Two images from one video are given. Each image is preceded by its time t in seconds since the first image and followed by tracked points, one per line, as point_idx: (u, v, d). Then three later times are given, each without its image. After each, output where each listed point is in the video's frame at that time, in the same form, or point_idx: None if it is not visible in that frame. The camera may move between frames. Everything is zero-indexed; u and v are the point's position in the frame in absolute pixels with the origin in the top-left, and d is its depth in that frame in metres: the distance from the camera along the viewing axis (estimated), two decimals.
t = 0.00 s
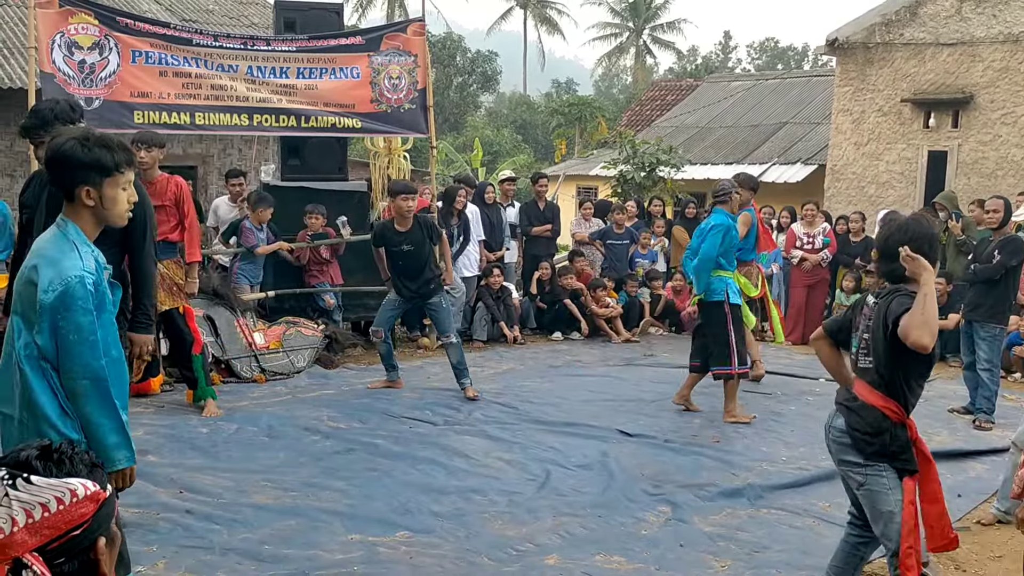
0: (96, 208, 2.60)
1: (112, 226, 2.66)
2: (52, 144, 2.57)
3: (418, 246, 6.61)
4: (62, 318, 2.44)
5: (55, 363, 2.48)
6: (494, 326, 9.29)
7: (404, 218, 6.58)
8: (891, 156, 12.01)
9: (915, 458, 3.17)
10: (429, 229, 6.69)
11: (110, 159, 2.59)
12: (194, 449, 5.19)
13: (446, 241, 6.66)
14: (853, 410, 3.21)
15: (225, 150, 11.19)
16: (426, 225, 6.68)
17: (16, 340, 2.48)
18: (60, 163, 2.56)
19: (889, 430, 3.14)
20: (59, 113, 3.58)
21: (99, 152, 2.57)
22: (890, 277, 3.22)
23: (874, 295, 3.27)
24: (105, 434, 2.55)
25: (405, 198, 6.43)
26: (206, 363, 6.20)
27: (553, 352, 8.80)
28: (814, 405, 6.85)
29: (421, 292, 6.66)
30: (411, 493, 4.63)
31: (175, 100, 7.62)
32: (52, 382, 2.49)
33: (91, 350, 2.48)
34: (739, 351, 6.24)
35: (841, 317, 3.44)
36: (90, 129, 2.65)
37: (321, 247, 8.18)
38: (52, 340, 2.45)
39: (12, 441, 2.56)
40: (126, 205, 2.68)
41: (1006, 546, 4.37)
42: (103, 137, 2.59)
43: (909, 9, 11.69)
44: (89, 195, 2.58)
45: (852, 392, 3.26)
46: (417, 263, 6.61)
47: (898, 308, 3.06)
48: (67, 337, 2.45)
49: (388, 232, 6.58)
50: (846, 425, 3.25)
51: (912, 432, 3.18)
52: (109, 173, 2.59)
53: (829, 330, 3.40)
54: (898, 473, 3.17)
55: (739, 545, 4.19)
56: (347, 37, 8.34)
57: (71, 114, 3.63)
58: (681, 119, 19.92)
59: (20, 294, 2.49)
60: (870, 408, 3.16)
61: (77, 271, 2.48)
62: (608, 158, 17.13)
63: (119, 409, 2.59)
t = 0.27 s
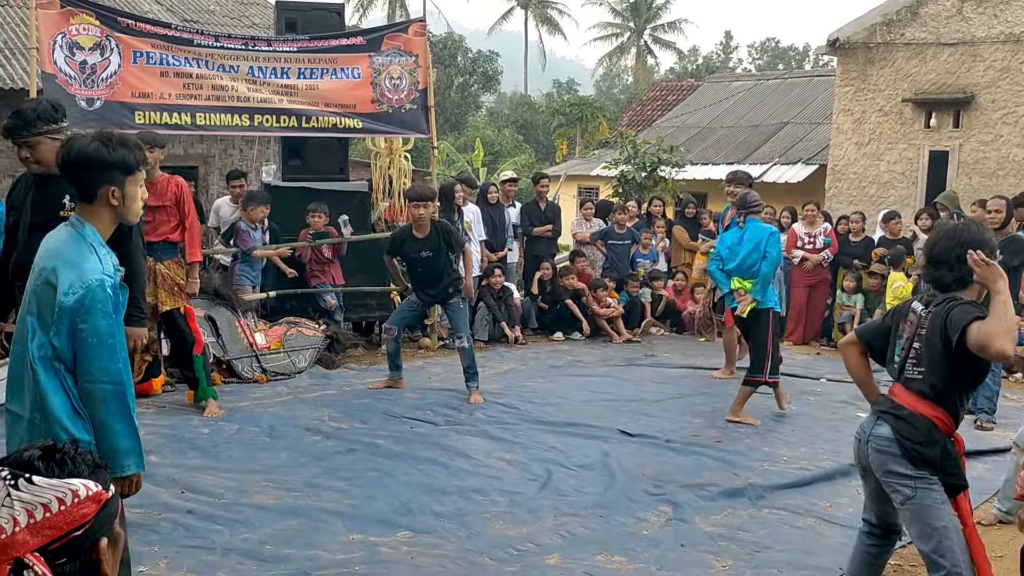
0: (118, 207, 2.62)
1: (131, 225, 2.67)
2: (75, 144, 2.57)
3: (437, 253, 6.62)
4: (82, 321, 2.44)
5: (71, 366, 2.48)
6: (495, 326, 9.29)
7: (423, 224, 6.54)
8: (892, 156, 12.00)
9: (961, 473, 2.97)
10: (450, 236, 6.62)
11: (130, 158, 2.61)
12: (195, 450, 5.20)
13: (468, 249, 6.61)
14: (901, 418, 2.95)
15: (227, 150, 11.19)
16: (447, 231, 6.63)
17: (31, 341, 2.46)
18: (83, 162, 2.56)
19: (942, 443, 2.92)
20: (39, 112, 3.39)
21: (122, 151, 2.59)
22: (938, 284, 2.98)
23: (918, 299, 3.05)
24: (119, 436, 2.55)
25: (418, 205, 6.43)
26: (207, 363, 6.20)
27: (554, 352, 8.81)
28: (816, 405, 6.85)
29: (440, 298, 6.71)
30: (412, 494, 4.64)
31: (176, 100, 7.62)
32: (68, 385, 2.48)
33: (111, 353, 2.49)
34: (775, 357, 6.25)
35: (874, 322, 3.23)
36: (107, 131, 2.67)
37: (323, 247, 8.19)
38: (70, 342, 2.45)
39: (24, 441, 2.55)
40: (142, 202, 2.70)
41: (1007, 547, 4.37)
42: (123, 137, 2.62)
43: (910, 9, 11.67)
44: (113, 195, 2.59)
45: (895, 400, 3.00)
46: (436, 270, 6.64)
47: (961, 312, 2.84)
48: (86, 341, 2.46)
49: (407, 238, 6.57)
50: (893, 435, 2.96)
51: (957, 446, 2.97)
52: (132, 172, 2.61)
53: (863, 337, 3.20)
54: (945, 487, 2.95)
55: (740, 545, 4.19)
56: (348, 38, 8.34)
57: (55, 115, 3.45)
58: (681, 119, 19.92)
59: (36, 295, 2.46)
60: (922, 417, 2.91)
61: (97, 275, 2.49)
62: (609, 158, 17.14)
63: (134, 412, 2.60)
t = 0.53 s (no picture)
0: (120, 208, 2.61)
1: (138, 226, 2.66)
2: (80, 145, 2.58)
3: (444, 255, 6.64)
4: (97, 318, 2.46)
5: (82, 364, 2.49)
6: (496, 326, 9.30)
7: (431, 225, 6.54)
8: (893, 156, 12.00)
9: (978, 475, 2.96)
10: (458, 239, 6.58)
11: (136, 159, 2.59)
12: (197, 450, 5.20)
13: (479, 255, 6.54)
14: (918, 420, 2.94)
15: (228, 150, 11.20)
16: (454, 234, 6.58)
17: (41, 340, 2.47)
18: (87, 162, 2.57)
19: (957, 445, 2.90)
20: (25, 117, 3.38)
21: (124, 152, 2.57)
22: (958, 284, 2.97)
23: (932, 299, 3.06)
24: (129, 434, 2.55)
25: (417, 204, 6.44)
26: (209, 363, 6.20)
27: (555, 352, 8.81)
28: (817, 405, 6.85)
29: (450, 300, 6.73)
30: (413, 494, 4.64)
31: (177, 101, 7.62)
32: (81, 382, 2.49)
33: (126, 350, 2.50)
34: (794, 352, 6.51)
35: (883, 322, 3.24)
36: (115, 132, 2.66)
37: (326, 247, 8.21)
38: (84, 338, 2.46)
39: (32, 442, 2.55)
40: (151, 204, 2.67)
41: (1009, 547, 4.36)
42: (127, 137, 2.60)
43: (911, 9, 11.67)
44: (114, 195, 2.59)
45: (909, 401, 3.00)
46: (445, 272, 6.68)
47: (980, 314, 2.84)
48: (100, 338, 2.47)
49: (416, 241, 6.62)
50: (907, 436, 2.96)
51: (973, 448, 2.97)
52: (133, 173, 2.59)
53: (873, 337, 3.21)
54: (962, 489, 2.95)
55: (741, 545, 4.19)
56: (349, 39, 8.34)
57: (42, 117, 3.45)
58: (682, 119, 19.91)
59: (49, 293, 2.47)
60: (940, 418, 2.91)
61: (110, 273, 2.50)
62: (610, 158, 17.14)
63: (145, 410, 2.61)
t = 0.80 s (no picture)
0: (120, 209, 2.61)
1: (140, 227, 2.66)
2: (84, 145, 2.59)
3: (427, 249, 6.63)
4: (96, 318, 2.45)
5: (83, 364, 2.48)
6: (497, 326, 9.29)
7: (416, 218, 6.60)
8: (894, 156, 11.99)
9: (975, 476, 2.95)
10: (437, 232, 6.57)
11: (138, 160, 2.58)
12: (198, 450, 5.20)
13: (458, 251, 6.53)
14: (916, 419, 2.94)
15: (229, 151, 11.22)
16: (435, 229, 6.58)
17: (41, 340, 2.47)
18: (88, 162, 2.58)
19: (955, 445, 2.90)
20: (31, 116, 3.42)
21: (126, 153, 2.57)
22: (960, 284, 2.97)
23: (933, 298, 3.06)
24: (130, 435, 2.54)
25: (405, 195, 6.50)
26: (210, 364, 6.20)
27: (556, 352, 8.81)
28: (818, 405, 6.84)
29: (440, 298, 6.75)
30: (415, 494, 4.64)
31: (179, 101, 7.62)
32: (81, 382, 2.49)
33: (126, 350, 2.49)
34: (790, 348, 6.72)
35: (883, 319, 3.24)
36: (121, 133, 2.67)
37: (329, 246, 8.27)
38: (84, 338, 2.46)
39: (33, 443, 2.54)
40: (153, 206, 2.67)
41: (1011, 547, 4.36)
42: (130, 138, 2.60)
43: (912, 10, 11.66)
44: (114, 196, 2.59)
45: (908, 400, 3.00)
46: (431, 268, 6.67)
47: (980, 313, 2.84)
48: (99, 338, 2.46)
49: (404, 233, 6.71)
50: (905, 434, 2.96)
51: (972, 448, 2.96)
52: (135, 174, 2.59)
53: (874, 334, 3.21)
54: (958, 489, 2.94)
55: (743, 546, 4.19)
56: (350, 39, 8.34)
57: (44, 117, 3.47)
58: (684, 119, 19.91)
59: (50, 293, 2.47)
60: (938, 418, 2.90)
61: (110, 273, 2.49)
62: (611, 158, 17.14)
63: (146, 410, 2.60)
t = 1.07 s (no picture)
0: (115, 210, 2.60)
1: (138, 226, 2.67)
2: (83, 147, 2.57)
3: (406, 243, 6.65)
4: (84, 318, 2.45)
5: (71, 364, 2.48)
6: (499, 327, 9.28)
7: (397, 212, 6.64)
8: (896, 156, 11.98)
9: (974, 475, 2.96)
10: (419, 227, 6.62)
11: (132, 161, 2.57)
12: (199, 451, 5.20)
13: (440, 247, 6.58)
14: (915, 420, 2.93)
15: (230, 151, 11.22)
16: (418, 224, 6.61)
17: (34, 339, 2.48)
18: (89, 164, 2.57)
19: (954, 445, 2.89)
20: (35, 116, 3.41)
21: (123, 154, 2.56)
22: (958, 284, 2.96)
23: (929, 298, 3.05)
24: (119, 435, 2.54)
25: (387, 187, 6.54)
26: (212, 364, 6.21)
27: (557, 353, 8.80)
28: (819, 406, 6.83)
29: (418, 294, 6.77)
30: (415, 494, 4.63)
31: (179, 102, 7.62)
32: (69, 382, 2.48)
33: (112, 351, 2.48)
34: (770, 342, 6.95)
35: (882, 320, 3.22)
36: (117, 134, 2.65)
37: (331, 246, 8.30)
38: (71, 337, 2.45)
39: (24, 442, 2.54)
40: (147, 207, 2.66)
41: (1013, 548, 4.35)
42: (124, 138, 2.59)
43: (914, 10, 11.66)
44: (108, 196, 2.58)
45: (907, 400, 2.99)
46: (408, 263, 6.69)
47: (980, 314, 2.83)
48: (88, 338, 2.46)
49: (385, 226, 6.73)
50: (904, 436, 2.95)
51: (971, 449, 2.96)
52: (127, 175, 2.58)
53: (870, 336, 3.19)
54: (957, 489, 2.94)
55: (744, 546, 4.18)
56: (351, 39, 8.33)
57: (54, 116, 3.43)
58: (685, 120, 19.90)
59: (42, 291, 2.48)
60: (937, 418, 2.90)
61: (99, 271, 2.49)
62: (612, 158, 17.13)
63: (136, 413, 2.59)
